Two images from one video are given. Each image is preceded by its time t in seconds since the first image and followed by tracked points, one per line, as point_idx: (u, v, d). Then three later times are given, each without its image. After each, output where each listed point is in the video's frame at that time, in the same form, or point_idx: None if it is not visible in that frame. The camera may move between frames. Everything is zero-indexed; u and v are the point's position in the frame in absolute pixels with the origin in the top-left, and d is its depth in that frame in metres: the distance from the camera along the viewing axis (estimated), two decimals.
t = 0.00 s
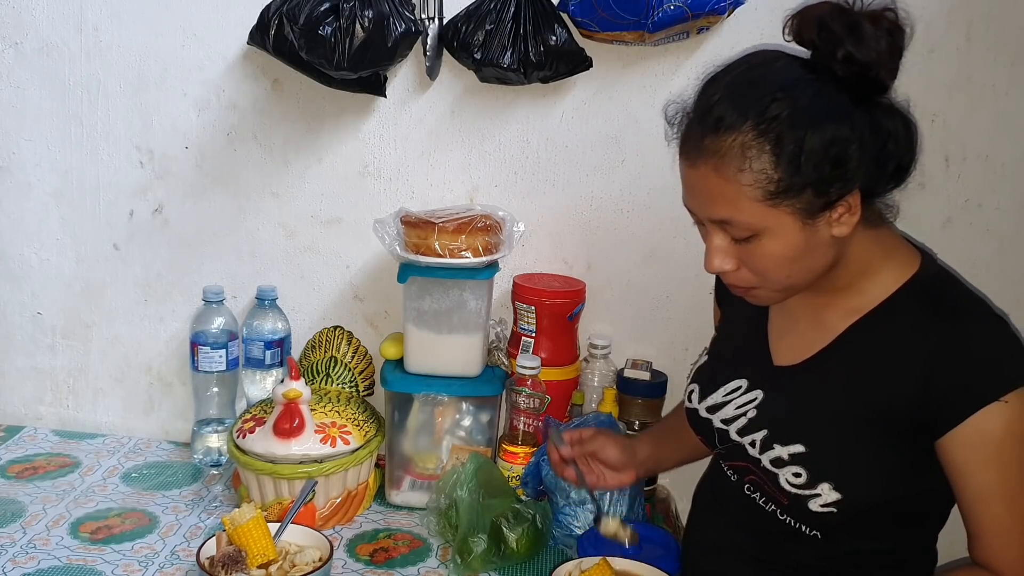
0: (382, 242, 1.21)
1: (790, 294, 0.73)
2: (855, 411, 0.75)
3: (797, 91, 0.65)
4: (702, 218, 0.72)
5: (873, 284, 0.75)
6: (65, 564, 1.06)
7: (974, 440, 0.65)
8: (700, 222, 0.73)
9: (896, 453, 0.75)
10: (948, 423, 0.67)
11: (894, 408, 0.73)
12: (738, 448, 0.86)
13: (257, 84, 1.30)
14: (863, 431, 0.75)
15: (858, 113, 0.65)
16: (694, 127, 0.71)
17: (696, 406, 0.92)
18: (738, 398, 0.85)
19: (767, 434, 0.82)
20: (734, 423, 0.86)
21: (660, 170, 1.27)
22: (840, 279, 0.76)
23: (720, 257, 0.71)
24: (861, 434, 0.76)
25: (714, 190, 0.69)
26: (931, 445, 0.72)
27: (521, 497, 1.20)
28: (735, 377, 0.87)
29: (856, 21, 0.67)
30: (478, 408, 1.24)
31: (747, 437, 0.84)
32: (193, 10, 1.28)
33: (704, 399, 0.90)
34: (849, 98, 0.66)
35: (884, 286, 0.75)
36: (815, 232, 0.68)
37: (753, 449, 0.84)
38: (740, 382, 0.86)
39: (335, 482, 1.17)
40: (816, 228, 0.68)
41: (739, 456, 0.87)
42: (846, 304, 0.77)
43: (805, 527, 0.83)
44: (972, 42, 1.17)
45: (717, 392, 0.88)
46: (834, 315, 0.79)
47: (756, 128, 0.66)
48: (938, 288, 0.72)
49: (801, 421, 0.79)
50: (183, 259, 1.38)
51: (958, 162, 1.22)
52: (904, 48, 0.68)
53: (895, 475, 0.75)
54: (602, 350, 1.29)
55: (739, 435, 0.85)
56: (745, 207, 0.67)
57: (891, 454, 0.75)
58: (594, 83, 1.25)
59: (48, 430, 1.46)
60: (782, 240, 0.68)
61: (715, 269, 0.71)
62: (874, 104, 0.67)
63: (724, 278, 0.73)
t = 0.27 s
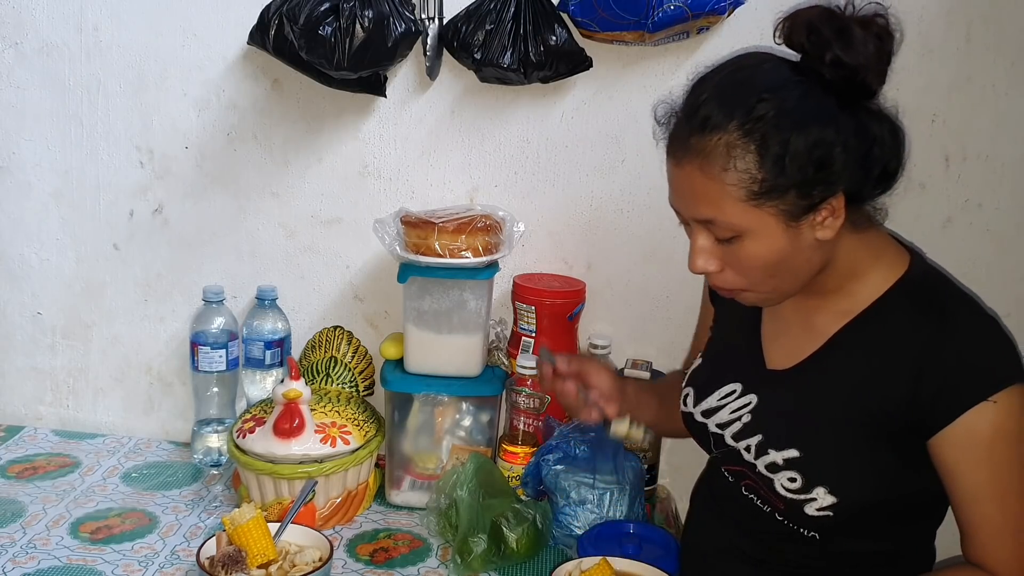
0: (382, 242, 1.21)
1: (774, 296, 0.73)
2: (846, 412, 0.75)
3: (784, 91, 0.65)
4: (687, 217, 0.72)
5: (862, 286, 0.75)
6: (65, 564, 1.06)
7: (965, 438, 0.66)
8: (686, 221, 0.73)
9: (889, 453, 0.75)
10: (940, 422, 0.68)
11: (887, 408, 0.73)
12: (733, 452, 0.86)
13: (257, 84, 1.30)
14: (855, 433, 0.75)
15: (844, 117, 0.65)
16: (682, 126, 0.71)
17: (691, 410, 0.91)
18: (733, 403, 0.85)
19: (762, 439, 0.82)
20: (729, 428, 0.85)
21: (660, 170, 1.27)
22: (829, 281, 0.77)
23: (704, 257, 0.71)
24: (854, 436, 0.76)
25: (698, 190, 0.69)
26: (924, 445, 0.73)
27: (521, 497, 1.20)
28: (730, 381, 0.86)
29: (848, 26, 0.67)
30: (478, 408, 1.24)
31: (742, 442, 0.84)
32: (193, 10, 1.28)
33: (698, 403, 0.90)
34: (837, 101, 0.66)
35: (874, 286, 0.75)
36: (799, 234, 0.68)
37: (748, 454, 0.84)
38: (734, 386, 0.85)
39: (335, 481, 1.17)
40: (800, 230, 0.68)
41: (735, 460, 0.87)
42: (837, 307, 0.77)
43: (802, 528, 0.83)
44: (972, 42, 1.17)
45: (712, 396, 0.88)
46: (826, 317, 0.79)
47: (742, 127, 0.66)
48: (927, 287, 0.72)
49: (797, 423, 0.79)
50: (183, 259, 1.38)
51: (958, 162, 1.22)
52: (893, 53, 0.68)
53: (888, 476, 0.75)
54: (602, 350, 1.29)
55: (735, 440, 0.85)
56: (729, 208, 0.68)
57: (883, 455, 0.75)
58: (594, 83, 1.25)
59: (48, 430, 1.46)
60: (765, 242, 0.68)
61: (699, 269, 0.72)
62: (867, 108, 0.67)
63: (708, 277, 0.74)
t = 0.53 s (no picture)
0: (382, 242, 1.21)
1: (752, 303, 0.73)
2: (838, 411, 0.76)
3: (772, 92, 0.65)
4: (669, 216, 0.72)
5: (848, 286, 0.75)
6: (65, 564, 1.06)
7: (957, 435, 0.66)
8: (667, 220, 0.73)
9: (882, 451, 0.75)
10: (931, 420, 0.68)
11: (878, 408, 0.73)
12: (730, 457, 0.87)
13: (257, 84, 1.30)
14: (847, 432, 0.76)
15: (829, 122, 0.65)
16: (670, 126, 0.71)
17: (688, 412, 0.90)
18: (729, 405, 0.84)
19: (757, 443, 0.82)
20: (725, 431, 0.85)
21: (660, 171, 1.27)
22: (816, 283, 0.76)
23: (684, 256, 0.71)
24: (846, 436, 0.76)
25: (681, 185, 0.69)
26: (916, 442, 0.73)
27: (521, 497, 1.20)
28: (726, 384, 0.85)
29: (841, 33, 0.67)
30: (478, 408, 1.24)
31: (738, 446, 0.85)
32: (193, 10, 1.28)
33: (694, 406, 0.89)
34: (829, 105, 0.66)
35: (862, 287, 0.75)
36: (779, 237, 0.68)
37: (744, 458, 0.85)
38: (730, 390, 0.85)
39: (335, 481, 1.17)
40: (779, 233, 0.68)
41: (731, 464, 0.88)
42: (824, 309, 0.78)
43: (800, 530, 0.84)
44: (972, 42, 1.17)
45: (708, 399, 0.87)
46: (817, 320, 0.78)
47: (728, 126, 0.66)
48: (912, 283, 0.72)
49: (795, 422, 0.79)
50: (183, 259, 1.38)
51: (959, 162, 1.22)
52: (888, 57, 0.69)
53: (883, 475, 0.75)
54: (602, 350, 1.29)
55: (730, 444, 0.85)
56: (711, 206, 0.67)
57: (876, 453, 0.75)
58: (594, 83, 1.25)
59: (48, 430, 1.46)
60: (745, 242, 0.68)
61: (678, 268, 0.71)
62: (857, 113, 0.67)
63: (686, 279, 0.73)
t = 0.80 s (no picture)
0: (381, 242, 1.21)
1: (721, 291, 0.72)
2: (828, 413, 0.76)
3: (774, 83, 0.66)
4: (659, 184, 0.72)
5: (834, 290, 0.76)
6: (65, 564, 1.06)
7: (947, 432, 0.66)
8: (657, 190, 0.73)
9: (873, 452, 0.75)
10: (920, 417, 0.68)
11: (868, 408, 0.73)
12: (723, 460, 0.87)
13: (257, 84, 1.30)
14: (838, 434, 0.76)
15: (830, 123, 0.65)
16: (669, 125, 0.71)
17: (681, 415, 0.90)
18: (721, 408, 0.84)
19: (750, 446, 0.82)
20: (718, 434, 0.85)
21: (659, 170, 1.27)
22: (803, 284, 0.76)
23: (664, 229, 0.71)
24: (837, 437, 0.76)
25: (674, 153, 0.69)
26: (907, 441, 0.73)
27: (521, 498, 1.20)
28: (717, 386, 0.85)
29: (860, 44, 0.67)
30: (478, 408, 1.24)
31: (731, 449, 0.84)
32: (193, 10, 1.28)
33: (687, 408, 0.89)
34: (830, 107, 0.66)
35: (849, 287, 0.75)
36: (762, 225, 0.68)
37: (738, 461, 0.84)
38: (722, 391, 0.85)
39: (335, 481, 1.17)
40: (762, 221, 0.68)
41: (725, 467, 0.87)
42: (812, 312, 0.78)
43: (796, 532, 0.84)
44: (972, 42, 1.17)
45: (700, 401, 0.87)
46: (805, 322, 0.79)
47: (734, 101, 0.67)
48: (899, 284, 0.73)
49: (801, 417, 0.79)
50: (183, 259, 1.38)
51: (958, 162, 1.22)
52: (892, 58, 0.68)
53: (875, 475, 0.76)
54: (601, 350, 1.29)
55: (723, 447, 0.85)
56: (700, 176, 0.67)
57: (868, 454, 0.75)
58: (594, 83, 1.25)
59: (48, 430, 1.46)
60: (726, 222, 0.68)
61: (656, 241, 0.72)
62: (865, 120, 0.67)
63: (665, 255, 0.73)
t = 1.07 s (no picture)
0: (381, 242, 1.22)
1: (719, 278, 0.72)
2: (827, 410, 0.76)
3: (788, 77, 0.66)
4: (664, 167, 0.72)
5: (833, 286, 0.76)
6: (65, 564, 1.06)
7: (946, 427, 0.66)
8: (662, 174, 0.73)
9: (871, 449, 0.75)
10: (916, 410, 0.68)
11: (865, 403, 0.73)
12: (722, 456, 0.86)
13: (258, 84, 1.30)
14: (837, 431, 0.76)
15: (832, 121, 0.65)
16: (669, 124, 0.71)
17: (679, 412, 0.90)
18: (720, 405, 0.84)
19: (749, 443, 0.82)
20: (717, 431, 0.85)
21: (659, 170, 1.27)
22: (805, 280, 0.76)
23: (667, 210, 0.71)
24: (834, 433, 0.76)
25: (680, 134, 0.69)
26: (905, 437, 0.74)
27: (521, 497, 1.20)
28: (717, 383, 0.85)
29: (878, 39, 0.67)
30: (478, 408, 1.24)
31: (730, 446, 0.84)
32: (193, 10, 1.28)
33: (685, 405, 0.88)
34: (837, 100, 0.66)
35: (848, 284, 0.75)
36: (762, 211, 0.68)
37: (736, 458, 0.84)
38: (721, 389, 0.84)
39: (335, 481, 1.17)
40: (762, 207, 0.68)
41: (724, 464, 0.87)
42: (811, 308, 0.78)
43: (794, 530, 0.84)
44: (972, 42, 1.17)
45: (698, 399, 0.87)
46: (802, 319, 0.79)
47: (738, 96, 0.67)
48: (898, 279, 0.73)
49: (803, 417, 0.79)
50: (183, 259, 1.38)
51: (958, 162, 1.22)
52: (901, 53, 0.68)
53: (873, 472, 0.76)
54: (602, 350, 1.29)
55: (722, 443, 0.85)
56: (705, 157, 0.68)
57: (866, 451, 0.76)
58: (594, 83, 1.25)
59: (48, 430, 1.46)
60: (727, 205, 0.68)
61: (658, 222, 0.71)
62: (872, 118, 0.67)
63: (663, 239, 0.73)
